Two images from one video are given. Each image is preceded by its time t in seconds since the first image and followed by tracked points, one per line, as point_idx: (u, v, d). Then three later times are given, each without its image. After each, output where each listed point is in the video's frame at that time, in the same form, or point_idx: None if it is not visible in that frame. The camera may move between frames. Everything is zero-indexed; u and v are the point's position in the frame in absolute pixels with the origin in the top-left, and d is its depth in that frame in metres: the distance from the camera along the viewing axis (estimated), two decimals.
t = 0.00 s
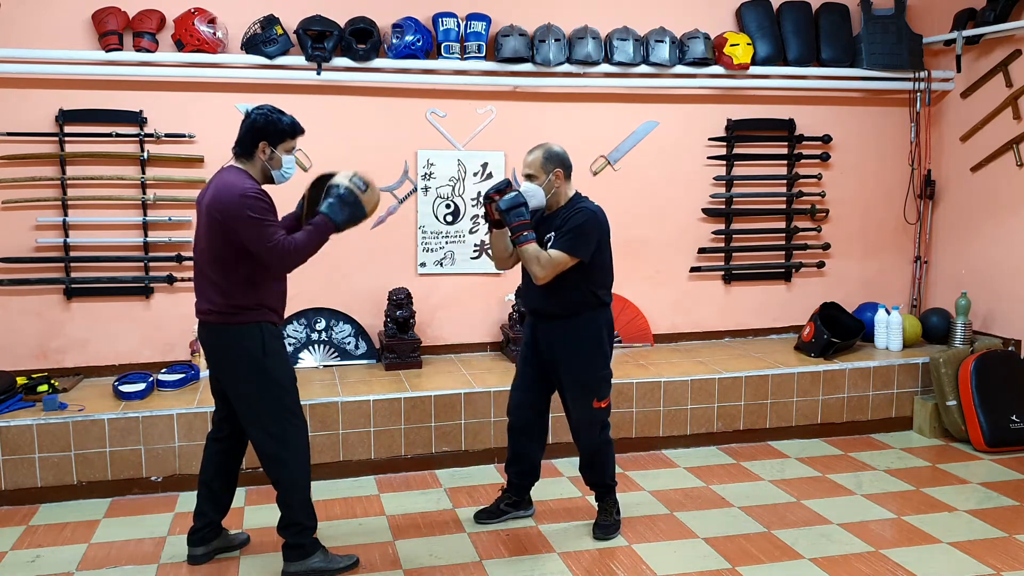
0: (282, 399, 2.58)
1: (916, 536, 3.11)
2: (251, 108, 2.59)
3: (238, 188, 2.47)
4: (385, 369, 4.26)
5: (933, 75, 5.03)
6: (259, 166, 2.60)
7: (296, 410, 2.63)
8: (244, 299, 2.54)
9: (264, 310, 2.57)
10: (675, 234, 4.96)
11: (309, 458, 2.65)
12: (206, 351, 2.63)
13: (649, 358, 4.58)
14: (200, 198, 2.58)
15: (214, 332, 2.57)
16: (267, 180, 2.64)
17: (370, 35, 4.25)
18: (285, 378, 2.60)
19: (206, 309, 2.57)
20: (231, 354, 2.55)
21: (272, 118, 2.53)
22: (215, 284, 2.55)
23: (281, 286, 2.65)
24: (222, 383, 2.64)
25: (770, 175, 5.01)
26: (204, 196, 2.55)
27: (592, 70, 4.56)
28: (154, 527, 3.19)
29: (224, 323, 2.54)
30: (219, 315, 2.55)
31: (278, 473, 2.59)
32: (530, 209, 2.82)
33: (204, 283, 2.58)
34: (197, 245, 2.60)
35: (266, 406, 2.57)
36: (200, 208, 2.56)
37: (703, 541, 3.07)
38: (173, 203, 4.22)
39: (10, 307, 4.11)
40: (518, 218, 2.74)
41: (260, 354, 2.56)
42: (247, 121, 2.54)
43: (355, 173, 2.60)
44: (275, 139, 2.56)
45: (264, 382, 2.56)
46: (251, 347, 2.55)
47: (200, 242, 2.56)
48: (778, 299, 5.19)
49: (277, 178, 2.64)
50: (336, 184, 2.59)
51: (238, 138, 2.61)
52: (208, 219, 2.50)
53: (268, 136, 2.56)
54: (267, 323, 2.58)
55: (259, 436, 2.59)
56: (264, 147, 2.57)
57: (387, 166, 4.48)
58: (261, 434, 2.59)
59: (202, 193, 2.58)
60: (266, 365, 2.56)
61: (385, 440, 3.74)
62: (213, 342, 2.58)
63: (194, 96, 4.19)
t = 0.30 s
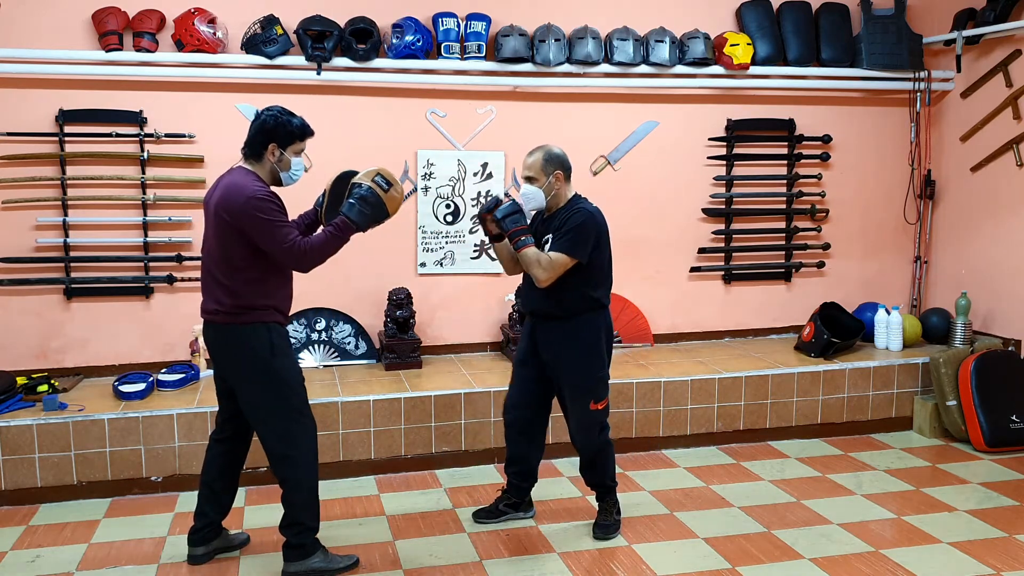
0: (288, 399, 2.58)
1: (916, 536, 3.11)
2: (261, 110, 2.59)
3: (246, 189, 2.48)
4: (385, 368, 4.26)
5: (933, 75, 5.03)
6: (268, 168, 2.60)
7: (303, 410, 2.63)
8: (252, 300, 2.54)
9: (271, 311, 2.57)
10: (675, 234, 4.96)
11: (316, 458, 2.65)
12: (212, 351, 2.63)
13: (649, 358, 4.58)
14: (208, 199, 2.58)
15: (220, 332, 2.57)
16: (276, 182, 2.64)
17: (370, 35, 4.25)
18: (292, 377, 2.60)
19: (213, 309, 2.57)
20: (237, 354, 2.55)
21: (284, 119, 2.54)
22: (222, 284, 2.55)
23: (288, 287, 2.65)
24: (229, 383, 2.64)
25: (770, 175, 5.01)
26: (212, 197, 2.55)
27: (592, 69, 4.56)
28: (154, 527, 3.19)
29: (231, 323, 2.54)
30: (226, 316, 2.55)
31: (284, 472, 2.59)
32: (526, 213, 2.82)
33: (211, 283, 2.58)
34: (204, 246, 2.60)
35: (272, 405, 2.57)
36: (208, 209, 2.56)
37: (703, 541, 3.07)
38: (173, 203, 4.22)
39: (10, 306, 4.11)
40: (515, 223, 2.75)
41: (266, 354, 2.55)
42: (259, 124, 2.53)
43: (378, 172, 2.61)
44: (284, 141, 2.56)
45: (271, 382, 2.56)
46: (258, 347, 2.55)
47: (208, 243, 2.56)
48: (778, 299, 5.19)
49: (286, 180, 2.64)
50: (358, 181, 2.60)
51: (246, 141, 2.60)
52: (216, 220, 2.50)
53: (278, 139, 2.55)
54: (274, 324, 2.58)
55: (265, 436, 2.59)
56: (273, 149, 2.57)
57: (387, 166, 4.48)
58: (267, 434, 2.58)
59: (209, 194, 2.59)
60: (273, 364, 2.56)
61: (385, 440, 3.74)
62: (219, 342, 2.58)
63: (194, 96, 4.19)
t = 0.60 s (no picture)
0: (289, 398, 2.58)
1: (916, 536, 3.11)
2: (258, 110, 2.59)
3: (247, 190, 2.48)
4: (385, 368, 4.26)
5: (933, 75, 5.03)
6: (266, 168, 2.60)
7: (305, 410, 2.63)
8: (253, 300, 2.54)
9: (272, 311, 2.58)
10: (675, 234, 4.96)
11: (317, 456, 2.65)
12: (212, 354, 2.64)
13: (649, 358, 4.58)
14: (208, 200, 2.58)
15: (221, 333, 2.57)
16: (275, 182, 2.64)
17: (370, 35, 4.25)
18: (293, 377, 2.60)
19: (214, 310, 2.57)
20: (237, 356, 2.56)
21: (281, 118, 2.54)
22: (223, 285, 2.55)
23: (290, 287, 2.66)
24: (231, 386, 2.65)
25: (770, 175, 5.01)
26: (212, 198, 2.55)
27: (592, 69, 4.56)
28: (154, 527, 3.19)
29: (231, 323, 2.54)
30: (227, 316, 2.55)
31: (286, 471, 2.60)
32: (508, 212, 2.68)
33: (211, 284, 2.58)
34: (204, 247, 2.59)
35: (272, 406, 2.57)
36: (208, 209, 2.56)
37: (703, 541, 3.07)
38: (173, 203, 4.22)
39: (10, 306, 4.11)
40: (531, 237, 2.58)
41: (265, 355, 2.55)
42: (256, 122, 2.53)
43: (383, 167, 2.59)
44: (282, 141, 2.56)
45: (271, 382, 2.56)
46: (256, 348, 2.55)
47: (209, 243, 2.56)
48: (778, 299, 5.19)
49: (285, 179, 2.64)
50: (364, 177, 2.58)
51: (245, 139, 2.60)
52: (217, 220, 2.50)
53: (276, 139, 2.55)
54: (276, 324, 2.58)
55: (266, 436, 2.59)
56: (272, 149, 2.57)
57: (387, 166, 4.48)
58: (269, 434, 2.58)
59: (210, 194, 2.58)
60: (273, 365, 2.56)
61: (385, 440, 3.74)
62: (218, 345, 2.59)
63: (194, 96, 4.19)
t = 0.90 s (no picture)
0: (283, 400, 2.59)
1: (916, 536, 3.11)
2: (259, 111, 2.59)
3: (238, 191, 2.48)
4: (385, 369, 4.26)
5: (933, 75, 5.03)
6: (263, 168, 2.60)
7: (299, 411, 2.63)
8: (245, 300, 2.54)
9: (266, 310, 2.57)
10: (675, 234, 4.96)
11: (311, 457, 2.65)
12: (208, 353, 2.64)
13: (649, 358, 4.58)
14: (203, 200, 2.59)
15: (214, 333, 2.58)
16: (271, 182, 2.63)
17: (370, 35, 4.25)
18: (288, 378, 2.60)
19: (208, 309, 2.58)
20: (231, 356, 2.55)
21: (280, 118, 2.54)
22: (217, 285, 2.56)
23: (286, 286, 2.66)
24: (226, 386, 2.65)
25: (770, 175, 5.01)
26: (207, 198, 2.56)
27: (592, 69, 4.56)
28: (154, 527, 3.19)
29: (225, 323, 2.55)
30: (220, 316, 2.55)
31: (281, 472, 2.60)
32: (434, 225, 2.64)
33: (206, 283, 2.59)
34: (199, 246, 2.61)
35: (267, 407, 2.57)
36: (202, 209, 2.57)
37: (703, 541, 3.07)
38: (173, 203, 4.22)
39: (10, 306, 4.11)
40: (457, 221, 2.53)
41: (259, 356, 2.55)
42: (256, 121, 2.54)
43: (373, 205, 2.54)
44: (280, 142, 2.56)
45: (265, 383, 2.56)
46: (250, 348, 2.55)
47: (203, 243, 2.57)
48: (778, 299, 5.18)
49: (281, 181, 2.63)
50: (352, 212, 2.53)
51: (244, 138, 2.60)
52: (210, 221, 2.51)
53: (273, 139, 2.55)
54: (269, 325, 2.57)
55: (259, 437, 2.59)
56: (269, 150, 2.56)
57: (387, 166, 4.48)
58: (262, 435, 2.59)
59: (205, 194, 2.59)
60: (267, 366, 2.56)
61: (385, 440, 3.74)
62: (214, 345, 2.59)
63: (194, 96, 4.19)
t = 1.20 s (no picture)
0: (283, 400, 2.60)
1: (916, 536, 3.11)
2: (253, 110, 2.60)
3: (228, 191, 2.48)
4: (385, 368, 4.26)
5: (933, 75, 5.03)
6: (258, 168, 2.60)
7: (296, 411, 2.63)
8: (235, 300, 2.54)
9: (254, 311, 2.57)
10: (676, 234, 4.96)
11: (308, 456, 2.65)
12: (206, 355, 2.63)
13: (649, 358, 4.58)
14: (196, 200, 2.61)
15: (209, 333, 2.58)
16: (266, 182, 2.63)
17: (370, 35, 4.25)
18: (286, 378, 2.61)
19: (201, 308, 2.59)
20: (229, 358, 2.55)
21: (275, 117, 2.55)
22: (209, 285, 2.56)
23: (279, 287, 2.65)
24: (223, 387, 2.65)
25: (770, 175, 5.01)
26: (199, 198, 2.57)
27: (592, 70, 4.56)
28: (154, 527, 3.19)
29: (219, 323, 2.55)
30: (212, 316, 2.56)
31: (278, 472, 2.60)
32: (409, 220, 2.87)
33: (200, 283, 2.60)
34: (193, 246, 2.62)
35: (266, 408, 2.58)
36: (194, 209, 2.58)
37: (703, 541, 3.07)
38: (173, 203, 4.22)
39: (10, 306, 4.11)
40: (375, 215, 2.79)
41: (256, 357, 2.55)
42: (250, 121, 2.54)
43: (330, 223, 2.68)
44: (275, 141, 2.56)
45: (264, 384, 2.56)
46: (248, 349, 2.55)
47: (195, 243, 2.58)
48: (778, 299, 5.19)
49: (276, 181, 2.63)
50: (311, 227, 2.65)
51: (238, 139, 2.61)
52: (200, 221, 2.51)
53: (268, 139, 2.56)
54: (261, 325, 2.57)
55: (258, 438, 2.59)
56: (263, 149, 2.57)
57: (386, 165, 4.48)
58: (258, 435, 2.59)
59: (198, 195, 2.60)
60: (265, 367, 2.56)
61: (385, 440, 3.74)
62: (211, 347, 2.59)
63: (194, 96, 4.19)
